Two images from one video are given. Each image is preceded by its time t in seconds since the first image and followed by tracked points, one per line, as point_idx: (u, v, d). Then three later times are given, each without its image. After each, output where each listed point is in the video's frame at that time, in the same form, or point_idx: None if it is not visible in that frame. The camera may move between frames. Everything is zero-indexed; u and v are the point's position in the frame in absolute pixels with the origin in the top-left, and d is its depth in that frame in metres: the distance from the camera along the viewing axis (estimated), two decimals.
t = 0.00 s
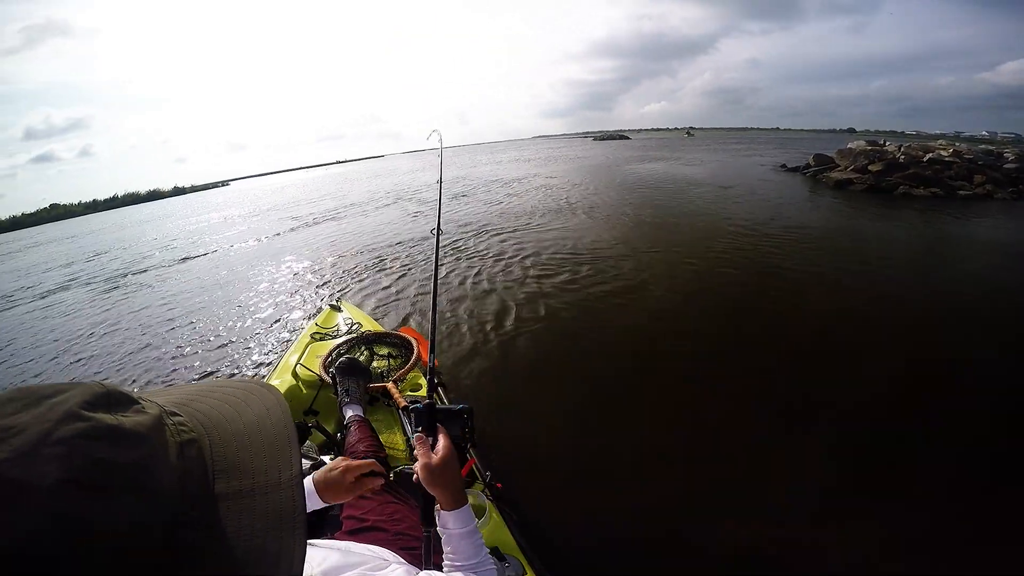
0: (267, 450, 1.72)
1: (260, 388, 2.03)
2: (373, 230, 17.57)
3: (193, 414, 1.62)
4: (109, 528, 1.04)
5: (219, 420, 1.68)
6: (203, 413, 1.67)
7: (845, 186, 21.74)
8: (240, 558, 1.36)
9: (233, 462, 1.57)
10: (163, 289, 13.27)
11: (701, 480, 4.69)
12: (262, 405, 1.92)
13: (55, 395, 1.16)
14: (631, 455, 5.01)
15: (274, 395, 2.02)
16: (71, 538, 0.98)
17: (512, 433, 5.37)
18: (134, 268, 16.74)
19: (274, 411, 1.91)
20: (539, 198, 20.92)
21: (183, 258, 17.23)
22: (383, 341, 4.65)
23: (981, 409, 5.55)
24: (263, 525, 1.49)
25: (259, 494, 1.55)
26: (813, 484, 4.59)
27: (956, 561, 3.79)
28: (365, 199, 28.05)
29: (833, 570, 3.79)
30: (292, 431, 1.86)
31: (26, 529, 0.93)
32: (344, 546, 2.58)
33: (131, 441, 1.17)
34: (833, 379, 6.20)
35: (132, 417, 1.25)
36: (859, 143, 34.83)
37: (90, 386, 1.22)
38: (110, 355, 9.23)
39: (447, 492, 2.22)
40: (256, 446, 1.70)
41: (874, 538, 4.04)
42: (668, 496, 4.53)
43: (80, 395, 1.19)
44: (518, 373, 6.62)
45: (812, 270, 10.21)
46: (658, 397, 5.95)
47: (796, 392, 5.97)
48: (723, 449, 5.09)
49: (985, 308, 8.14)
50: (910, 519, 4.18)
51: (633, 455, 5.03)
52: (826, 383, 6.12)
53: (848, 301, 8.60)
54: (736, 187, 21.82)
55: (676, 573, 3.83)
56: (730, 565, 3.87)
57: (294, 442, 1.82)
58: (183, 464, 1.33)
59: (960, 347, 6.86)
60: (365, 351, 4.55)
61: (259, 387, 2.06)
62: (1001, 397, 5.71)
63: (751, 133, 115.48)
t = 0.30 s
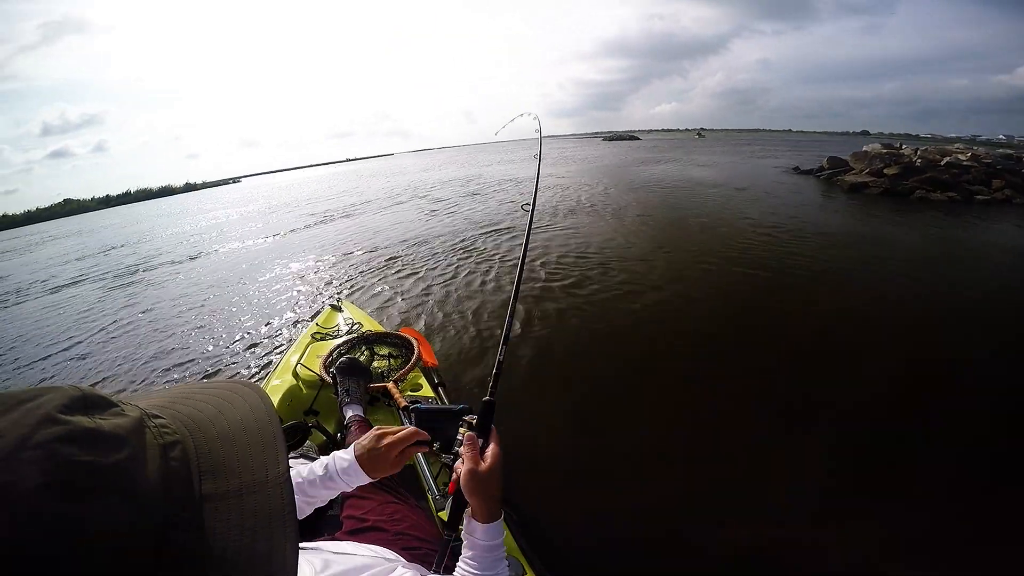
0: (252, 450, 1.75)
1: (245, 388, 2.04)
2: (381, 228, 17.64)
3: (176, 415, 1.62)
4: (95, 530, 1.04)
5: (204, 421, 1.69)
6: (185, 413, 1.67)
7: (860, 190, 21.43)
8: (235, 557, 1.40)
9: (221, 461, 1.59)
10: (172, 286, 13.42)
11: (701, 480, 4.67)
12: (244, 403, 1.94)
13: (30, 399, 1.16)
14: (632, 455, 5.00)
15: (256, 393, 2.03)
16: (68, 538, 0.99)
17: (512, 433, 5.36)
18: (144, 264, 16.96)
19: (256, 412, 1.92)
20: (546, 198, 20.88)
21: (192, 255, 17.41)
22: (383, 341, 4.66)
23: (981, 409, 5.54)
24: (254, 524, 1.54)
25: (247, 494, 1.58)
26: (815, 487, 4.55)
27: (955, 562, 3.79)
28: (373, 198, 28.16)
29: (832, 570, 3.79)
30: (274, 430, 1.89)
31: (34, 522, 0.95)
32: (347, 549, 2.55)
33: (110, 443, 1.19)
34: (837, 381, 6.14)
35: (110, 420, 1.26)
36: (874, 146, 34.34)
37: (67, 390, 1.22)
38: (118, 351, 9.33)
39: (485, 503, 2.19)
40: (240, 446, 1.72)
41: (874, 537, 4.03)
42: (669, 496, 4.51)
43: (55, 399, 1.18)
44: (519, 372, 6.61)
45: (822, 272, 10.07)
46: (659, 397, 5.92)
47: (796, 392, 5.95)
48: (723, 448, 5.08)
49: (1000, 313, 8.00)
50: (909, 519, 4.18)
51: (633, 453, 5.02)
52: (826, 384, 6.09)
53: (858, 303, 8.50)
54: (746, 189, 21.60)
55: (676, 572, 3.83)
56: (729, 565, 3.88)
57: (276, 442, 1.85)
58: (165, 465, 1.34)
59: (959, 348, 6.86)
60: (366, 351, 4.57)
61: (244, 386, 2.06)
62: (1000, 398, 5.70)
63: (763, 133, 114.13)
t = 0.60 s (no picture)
0: (223, 454, 1.81)
1: (222, 395, 2.11)
2: (389, 227, 17.72)
3: (149, 419, 1.70)
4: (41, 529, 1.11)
5: (177, 427, 1.75)
6: (160, 418, 1.74)
7: (878, 184, 21.01)
8: (199, 558, 1.43)
9: (191, 465, 1.65)
10: (185, 287, 13.67)
11: (701, 480, 4.69)
12: (219, 408, 2.02)
13: None
14: (632, 455, 5.03)
15: (233, 399, 2.11)
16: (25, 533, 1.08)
17: (513, 433, 5.42)
18: (159, 265, 17.29)
19: (231, 416, 2.00)
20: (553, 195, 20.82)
21: (205, 256, 17.69)
22: (384, 341, 4.75)
23: (981, 409, 5.49)
24: (220, 526, 1.59)
25: (214, 496, 1.65)
26: (813, 488, 4.55)
27: (953, 560, 3.81)
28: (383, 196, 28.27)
29: (831, 569, 3.82)
30: (247, 434, 1.96)
31: None
32: (346, 552, 2.60)
33: (67, 446, 1.26)
34: (841, 381, 6.10)
35: (73, 424, 1.34)
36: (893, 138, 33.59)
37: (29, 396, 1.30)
38: (132, 352, 9.56)
39: (488, 512, 2.21)
40: (211, 451, 1.78)
41: (873, 538, 4.04)
42: (668, 496, 4.53)
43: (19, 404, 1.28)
44: (522, 372, 6.65)
45: (833, 270, 9.94)
46: (660, 397, 5.93)
47: (796, 392, 5.92)
48: (723, 447, 5.08)
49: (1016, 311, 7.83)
50: (909, 519, 4.18)
51: (634, 452, 5.06)
52: (826, 383, 6.07)
53: (869, 301, 8.38)
54: (760, 184, 21.27)
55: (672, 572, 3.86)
56: (729, 566, 3.91)
57: (247, 446, 1.92)
58: (128, 467, 1.41)
59: (960, 347, 6.79)
60: (367, 351, 4.65)
61: (221, 392, 2.15)
62: (1001, 398, 5.66)
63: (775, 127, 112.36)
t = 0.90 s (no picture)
0: (226, 460, 1.82)
1: (223, 402, 2.14)
2: (394, 226, 17.71)
3: (150, 426, 1.68)
4: (47, 531, 1.08)
5: (178, 432, 1.75)
6: (161, 424, 1.73)
7: (890, 185, 20.72)
8: (206, 563, 1.46)
9: (193, 471, 1.65)
10: (191, 286, 13.78)
11: (701, 480, 4.66)
12: (218, 415, 2.02)
13: None
14: (631, 454, 5.00)
15: (231, 405, 2.12)
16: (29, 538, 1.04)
17: (512, 433, 5.40)
18: (165, 264, 17.43)
19: (232, 423, 2.00)
20: (558, 194, 20.74)
21: (210, 255, 17.80)
22: (382, 342, 4.76)
23: (981, 409, 5.44)
24: (225, 532, 1.60)
25: (219, 502, 1.65)
26: (811, 488, 4.51)
27: (953, 559, 3.78)
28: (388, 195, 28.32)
29: (831, 569, 3.78)
30: (248, 439, 1.97)
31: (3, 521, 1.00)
32: (346, 554, 2.58)
33: (68, 450, 1.23)
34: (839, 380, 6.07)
35: (72, 429, 1.31)
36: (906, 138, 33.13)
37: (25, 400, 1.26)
38: (136, 351, 9.62)
39: (485, 511, 2.20)
40: (214, 456, 1.79)
41: (873, 537, 4.00)
42: (668, 496, 4.50)
43: (13, 409, 1.23)
44: (522, 372, 6.62)
45: (839, 271, 9.84)
46: (659, 397, 5.91)
47: (796, 392, 5.89)
48: (723, 447, 5.05)
49: None
50: (910, 520, 4.14)
51: (634, 451, 5.04)
52: (826, 383, 6.02)
53: (875, 302, 8.29)
54: (768, 184, 21.07)
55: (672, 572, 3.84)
56: (729, 565, 3.88)
57: (250, 451, 1.93)
58: (129, 474, 1.39)
59: (959, 347, 6.75)
60: (365, 351, 4.65)
61: (217, 399, 2.14)
62: (1001, 398, 5.60)
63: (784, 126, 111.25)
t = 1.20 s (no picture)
0: (256, 457, 1.81)
1: (249, 393, 2.13)
2: (402, 227, 17.74)
3: (180, 421, 1.68)
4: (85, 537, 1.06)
5: (206, 426, 1.75)
6: (190, 420, 1.73)
7: (905, 192, 20.45)
8: (241, 561, 1.44)
9: (224, 468, 1.65)
10: (198, 283, 13.89)
11: (701, 480, 4.60)
12: (246, 409, 2.02)
13: (28, 406, 1.19)
14: (630, 453, 4.96)
15: (258, 399, 2.11)
16: (62, 543, 1.02)
17: (512, 433, 5.37)
18: (174, 261, 17.61)
19: (260, 418, 2.00)
20: (565, 197, 20.70)
21: (218, 252, 17.95)
22: (382, 341, 4.76)
23: (980, 409, 5.45)
24: (257, 532, 1.57)
25: (251, 499, 1.64)
26: (810, 487, 4.47)
27: (945, 554, 3.78)
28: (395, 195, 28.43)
29: (830, 569, 3.73)
30: (278, 434, 1.96)
31: (1, 522, 0.94)
32: (348, 553, 2.57)
33: (106, 448, 1.23)
34: (838, 381, 6.04)
35: (110, 426, 1.31)
36: (923, 145, 32.66)
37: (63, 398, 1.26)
38: (143, 347, 9.70)
39: (469, 500, 2.20)
40: (244, 450, 1.79)
41: (875, 538, 3.96)
42: (669, 496, 4.44)
43: (51, 405, 1.23)
44: (523, 371, 6.59)
45: (851, 274, 9.70)
46: (658, 395, 5.87)
47: (796, 392, 5.85)
48: (723, 447, 4.99)
49: None
50: (906, 519, 4.10)
51: (634, 450, 5.00)
52: (825, 383, 5.99)
53: (883, 305, 8.20)
54: (779, 189, 20.88)
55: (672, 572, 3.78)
56: (730, 565, 3.82)
57: (279, 447, 1.92)
58: (163, 471, 1.39)
59: (958, 346, 6.80)
60: (365, 351, 4.65)
61: (245, 391, 2.15)
62: (1001, 398, 5.62)
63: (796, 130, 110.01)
